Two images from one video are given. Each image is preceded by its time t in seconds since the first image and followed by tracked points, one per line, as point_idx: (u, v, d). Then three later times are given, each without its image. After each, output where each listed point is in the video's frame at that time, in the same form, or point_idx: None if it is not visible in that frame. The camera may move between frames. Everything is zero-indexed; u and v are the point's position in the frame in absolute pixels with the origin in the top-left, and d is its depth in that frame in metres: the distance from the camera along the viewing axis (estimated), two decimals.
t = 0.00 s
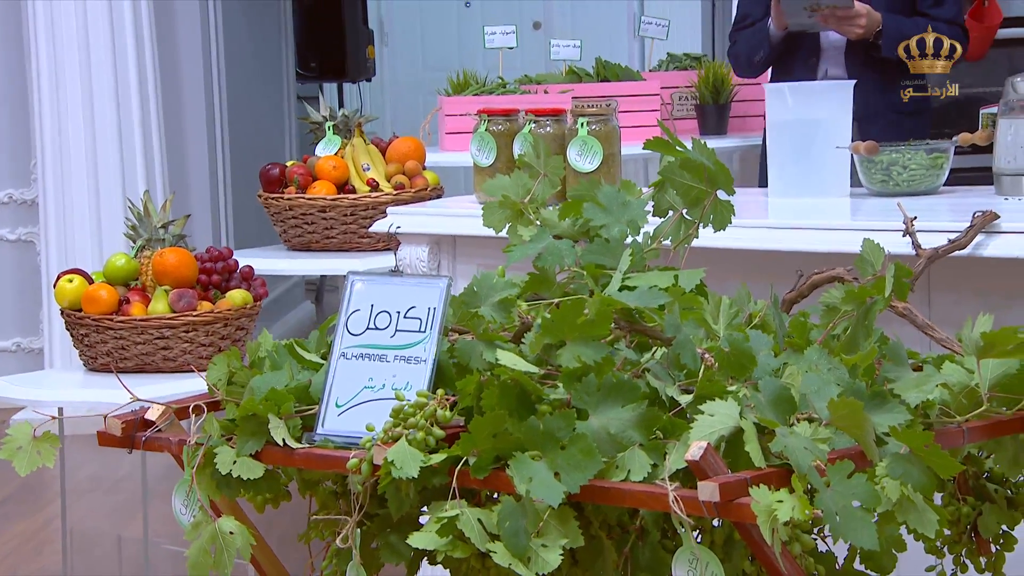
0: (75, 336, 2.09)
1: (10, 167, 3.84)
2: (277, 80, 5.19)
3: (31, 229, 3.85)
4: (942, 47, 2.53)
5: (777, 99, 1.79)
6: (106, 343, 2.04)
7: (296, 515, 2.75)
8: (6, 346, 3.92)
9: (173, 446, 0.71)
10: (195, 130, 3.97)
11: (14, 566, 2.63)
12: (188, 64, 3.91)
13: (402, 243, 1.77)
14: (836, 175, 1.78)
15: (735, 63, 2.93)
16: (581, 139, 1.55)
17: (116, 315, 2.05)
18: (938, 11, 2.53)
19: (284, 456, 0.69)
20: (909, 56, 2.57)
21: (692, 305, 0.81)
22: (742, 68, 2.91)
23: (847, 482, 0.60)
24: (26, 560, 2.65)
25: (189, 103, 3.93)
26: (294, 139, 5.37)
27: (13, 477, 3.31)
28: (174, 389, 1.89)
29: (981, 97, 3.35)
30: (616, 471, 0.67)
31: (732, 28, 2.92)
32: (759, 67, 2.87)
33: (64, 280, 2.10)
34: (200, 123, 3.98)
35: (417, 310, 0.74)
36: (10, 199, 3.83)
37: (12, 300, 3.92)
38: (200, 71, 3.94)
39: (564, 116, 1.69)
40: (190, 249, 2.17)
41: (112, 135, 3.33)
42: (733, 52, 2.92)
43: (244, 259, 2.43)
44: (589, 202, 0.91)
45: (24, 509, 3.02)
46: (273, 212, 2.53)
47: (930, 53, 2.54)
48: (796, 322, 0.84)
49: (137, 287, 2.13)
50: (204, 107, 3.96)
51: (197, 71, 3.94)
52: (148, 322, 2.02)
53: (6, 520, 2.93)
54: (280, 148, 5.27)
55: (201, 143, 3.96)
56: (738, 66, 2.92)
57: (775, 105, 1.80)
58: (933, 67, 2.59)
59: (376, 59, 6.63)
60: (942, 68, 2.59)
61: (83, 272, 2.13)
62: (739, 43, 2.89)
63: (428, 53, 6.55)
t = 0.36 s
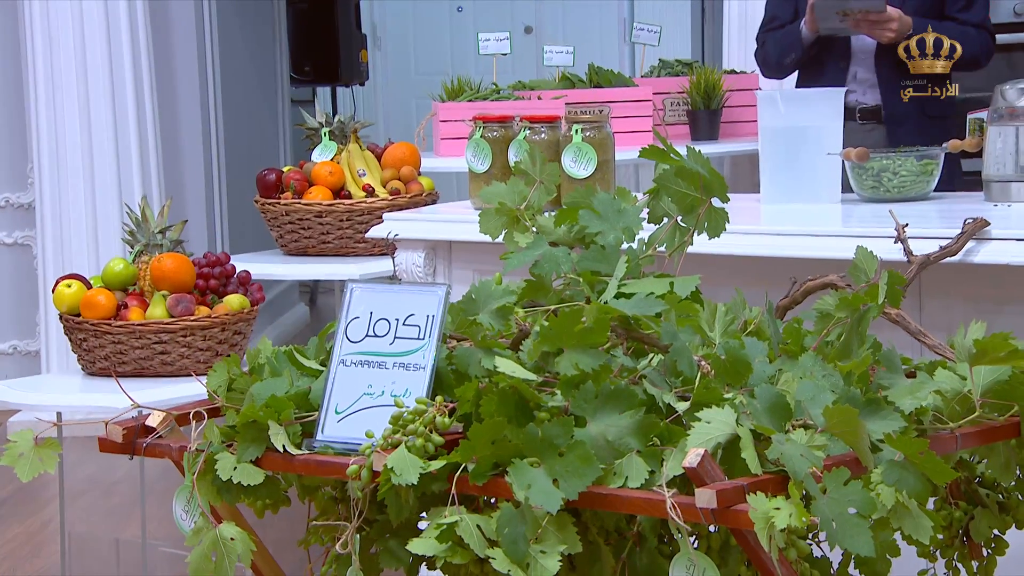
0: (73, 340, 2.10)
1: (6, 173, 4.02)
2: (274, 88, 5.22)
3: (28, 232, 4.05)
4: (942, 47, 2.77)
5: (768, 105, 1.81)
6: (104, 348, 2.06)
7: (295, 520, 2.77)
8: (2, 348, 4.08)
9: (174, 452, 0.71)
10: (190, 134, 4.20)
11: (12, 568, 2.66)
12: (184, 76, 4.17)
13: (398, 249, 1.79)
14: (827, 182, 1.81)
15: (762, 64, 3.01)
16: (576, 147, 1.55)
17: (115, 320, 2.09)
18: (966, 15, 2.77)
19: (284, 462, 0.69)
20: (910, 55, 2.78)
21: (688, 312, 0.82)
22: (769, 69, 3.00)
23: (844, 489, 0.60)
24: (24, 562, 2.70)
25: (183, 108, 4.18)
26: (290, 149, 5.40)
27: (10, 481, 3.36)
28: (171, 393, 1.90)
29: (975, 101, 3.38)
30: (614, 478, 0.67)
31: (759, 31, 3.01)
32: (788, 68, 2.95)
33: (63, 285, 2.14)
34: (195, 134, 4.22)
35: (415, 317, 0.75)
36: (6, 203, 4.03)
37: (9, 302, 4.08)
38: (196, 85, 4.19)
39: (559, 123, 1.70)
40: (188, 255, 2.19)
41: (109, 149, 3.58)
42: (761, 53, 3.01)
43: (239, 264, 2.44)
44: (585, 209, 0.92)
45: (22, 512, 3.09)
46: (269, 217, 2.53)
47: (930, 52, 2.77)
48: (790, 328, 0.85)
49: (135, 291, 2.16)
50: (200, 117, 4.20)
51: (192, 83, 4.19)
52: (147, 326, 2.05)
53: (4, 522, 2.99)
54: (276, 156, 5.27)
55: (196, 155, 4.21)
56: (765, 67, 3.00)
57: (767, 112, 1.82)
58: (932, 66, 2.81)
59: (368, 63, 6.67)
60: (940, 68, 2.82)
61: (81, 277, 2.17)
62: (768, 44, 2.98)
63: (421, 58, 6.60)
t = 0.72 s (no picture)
0: (73, 345, 2.11)
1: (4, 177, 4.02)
2: (268, 90, 5.21)
3: (27, 235, 4.06)
4: (942, 48, 2.78)
5: (762, 113, 1.82)
6: (104, 352, 2.07)
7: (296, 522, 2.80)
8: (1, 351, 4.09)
9: (176, 459, 0.72)
10: (186, 135, 4.19)
11: (13, 570, 2.69)
12: (181, 77, 4.16)
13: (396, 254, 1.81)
14: (819, 185, 1.82)
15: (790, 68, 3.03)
16: (572, 154, 1.57)
17: (114, 325, 2.09)
18: (991, 26, 2.84)
19: (285, 469, 0.70)
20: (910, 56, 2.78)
21: (686, 320, 0.83)
22: (797, 74, 3.01)
23: (842, 497, 0.61)
24: (23, 564, 2.72)
25: (179, 109, 4.17)
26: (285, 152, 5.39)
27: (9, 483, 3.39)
28: (169, 398, 1.91)
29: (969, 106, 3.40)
30: (613, 484, 0.68)
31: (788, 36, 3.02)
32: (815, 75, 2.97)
33: (63, 290, 2.13)
34: (193, 135, 4.22)
35: (415, 325, 0.75)
36: (4, 207, 4.02)
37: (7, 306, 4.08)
38: (192, 86, 4.19)
39: (555, 130, 1.71)
40: (187, 260, 2.20)
41: (105, 149, 3.59)
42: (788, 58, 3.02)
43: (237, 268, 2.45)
44: (582, 216, 0.92)
45: (23, 514, 3.12)
46: (267, 222, 2.54)
47: (931, 53, 2.78)
48: (786, 335, 0.86)
49: (135, 296, 2.17)
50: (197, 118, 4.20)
51: (189, 83, 4.20)
52: (146, 331, 2.05)
53: (5, 523, 3.03)
54: (270, 160, 5.26)
55: (193, 156, 4.21)
56: (793, 72, 3.02)
57: (761, 119, 1.82)
58: (934, 67, 2.82)
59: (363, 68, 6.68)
60: (941, 70, 2.82)
61: (81, 282, 2.17)
62: (796, 49, 2.99)
63: (415, 63, 6.61)
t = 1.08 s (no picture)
0: (73, 350, 2.12)
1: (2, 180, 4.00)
2: (263, 91, 5.21)
3: (24, 238, 4.03)
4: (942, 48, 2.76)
5: (755, 119, 1.81)
6: (103, 356, 2.09)
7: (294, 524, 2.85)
8: None
9: (177, 465, 0.72)
10: (182, 136, 4.19)
11: (11, 572, 2.75)
12: (177, 75, 4.15)
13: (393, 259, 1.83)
14: (810, 192, 1.83)
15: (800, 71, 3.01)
16: (567, 160, 1.58)
17: (113, 330, 2.10)
18: (999, 32, 2.88)
19: (286, 475, 0.70)
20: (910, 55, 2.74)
21: (683, 327, 0.84)
22: (806, 77, 2.99)
23: (839, 504, 0.62)
24: (22, 567, 2.77)
25: (176, 109, 4.17)
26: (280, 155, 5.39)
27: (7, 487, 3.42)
28: (170, 402, 1.93)
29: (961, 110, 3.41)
30: (612, 491, 0.68)
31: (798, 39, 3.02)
32: (825, 79, 2.95)
33: (63, 294, 2.15)
34: (188, 133, 4.22)
35: (415, 332, 0.76)
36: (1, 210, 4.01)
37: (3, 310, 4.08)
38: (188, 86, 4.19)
39: (550, 136, 1.73)
40: (185, 265, 2.21)
41: (102, 149, 3.59)
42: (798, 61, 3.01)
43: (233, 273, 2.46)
44: (578, 224, 0.92)
45: (21, 517, 3.17)
46: (264, 227, 2.56)
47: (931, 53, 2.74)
48: (781, 342, 0.87)
49: (134, 301, 2.17)
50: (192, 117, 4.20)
51: (184, 81, 4.19)
52: (145, 335, 2.06)
53: (3, 526, 3.08)
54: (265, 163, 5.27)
55: (188, 156, 4.21)
56: (802, 75, 3.00)
57: (753, 126, 1.82)
58: (933, 67, 2.77)
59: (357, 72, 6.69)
60: (941, 69, 2.78)
61: (80, 287, 2.18)
62: (806, 53, 2.98)
63: (409, 68, 6.62)
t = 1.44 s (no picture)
0: (70, 353, 2.13)
1: None
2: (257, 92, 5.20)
3: (20, 242, 4.03)
4: (942, 48, 2.77)
5: (746, 124, 1.83)
6: (100, 360, 2.10)
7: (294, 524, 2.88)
8: None
9: (176, 470, 0.73)
10: (176, 137, 4.18)
11: (9, 572, 2.79)
12: (170, 76, 4.15)
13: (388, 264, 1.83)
14: (801, 199, 1.85)
15: (798, 75, 3.03)
16: (560, 165, 1.59)
17: (110, 334, 2.11)
18: (992, 39, 2.86)
19: (285, 481, 0.71)
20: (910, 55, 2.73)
21: (678, 333, 0.85)
22: (803, 80, 3.01)
23: (834, 510, 0.63)
24: (19, 568, 2.81)
25: (170, 110, 4.16)
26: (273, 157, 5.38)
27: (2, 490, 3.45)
28: (167, 405, 1.94)
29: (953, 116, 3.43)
30: (609, 496, 0.69)
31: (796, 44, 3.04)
32: (821, 83, 2.97)
33: (60, 298, 2.16)
34: (182, 135, 4.22)
35: (413, 339, 0.76)
36: None
37: None
38: (182, 88, 4.18)
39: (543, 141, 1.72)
40: (181, 270, 2.21)
41: (97, 149, 3.59)
42: (797, 65, 3.03)
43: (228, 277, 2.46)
44: (573, 229, 0.92)
45: (17, 519, 3.21)
46: (260, 232, 2.56)
47: (931, 53, 2.76)
48: (775, 347, 0.88)
49: (130, 305, 2.18)
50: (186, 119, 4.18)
51: (178, 83, 4.19)
52: (142, 339, 2.07)
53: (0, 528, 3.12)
54: (259, 165, 5.26)
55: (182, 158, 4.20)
56: (799, 78, 3.02)
57: (745, 131, 1.84)
58: (933, 67, 2.78)
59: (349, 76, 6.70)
60: (940, 70, 2.79)
61: (77, 291, 2.19)
62: (804, 57, 3.00)
63: (400, 72, 6.62)
